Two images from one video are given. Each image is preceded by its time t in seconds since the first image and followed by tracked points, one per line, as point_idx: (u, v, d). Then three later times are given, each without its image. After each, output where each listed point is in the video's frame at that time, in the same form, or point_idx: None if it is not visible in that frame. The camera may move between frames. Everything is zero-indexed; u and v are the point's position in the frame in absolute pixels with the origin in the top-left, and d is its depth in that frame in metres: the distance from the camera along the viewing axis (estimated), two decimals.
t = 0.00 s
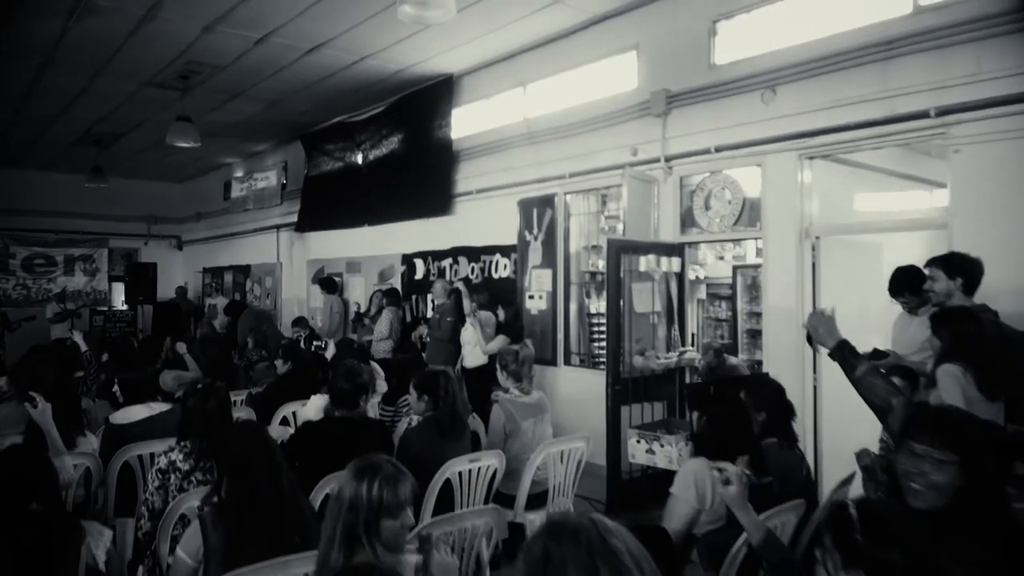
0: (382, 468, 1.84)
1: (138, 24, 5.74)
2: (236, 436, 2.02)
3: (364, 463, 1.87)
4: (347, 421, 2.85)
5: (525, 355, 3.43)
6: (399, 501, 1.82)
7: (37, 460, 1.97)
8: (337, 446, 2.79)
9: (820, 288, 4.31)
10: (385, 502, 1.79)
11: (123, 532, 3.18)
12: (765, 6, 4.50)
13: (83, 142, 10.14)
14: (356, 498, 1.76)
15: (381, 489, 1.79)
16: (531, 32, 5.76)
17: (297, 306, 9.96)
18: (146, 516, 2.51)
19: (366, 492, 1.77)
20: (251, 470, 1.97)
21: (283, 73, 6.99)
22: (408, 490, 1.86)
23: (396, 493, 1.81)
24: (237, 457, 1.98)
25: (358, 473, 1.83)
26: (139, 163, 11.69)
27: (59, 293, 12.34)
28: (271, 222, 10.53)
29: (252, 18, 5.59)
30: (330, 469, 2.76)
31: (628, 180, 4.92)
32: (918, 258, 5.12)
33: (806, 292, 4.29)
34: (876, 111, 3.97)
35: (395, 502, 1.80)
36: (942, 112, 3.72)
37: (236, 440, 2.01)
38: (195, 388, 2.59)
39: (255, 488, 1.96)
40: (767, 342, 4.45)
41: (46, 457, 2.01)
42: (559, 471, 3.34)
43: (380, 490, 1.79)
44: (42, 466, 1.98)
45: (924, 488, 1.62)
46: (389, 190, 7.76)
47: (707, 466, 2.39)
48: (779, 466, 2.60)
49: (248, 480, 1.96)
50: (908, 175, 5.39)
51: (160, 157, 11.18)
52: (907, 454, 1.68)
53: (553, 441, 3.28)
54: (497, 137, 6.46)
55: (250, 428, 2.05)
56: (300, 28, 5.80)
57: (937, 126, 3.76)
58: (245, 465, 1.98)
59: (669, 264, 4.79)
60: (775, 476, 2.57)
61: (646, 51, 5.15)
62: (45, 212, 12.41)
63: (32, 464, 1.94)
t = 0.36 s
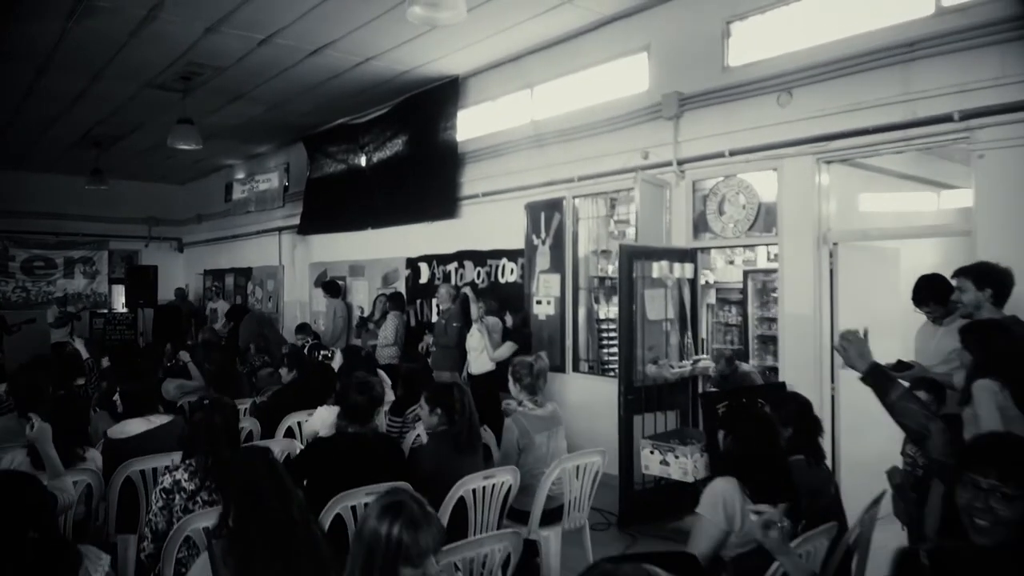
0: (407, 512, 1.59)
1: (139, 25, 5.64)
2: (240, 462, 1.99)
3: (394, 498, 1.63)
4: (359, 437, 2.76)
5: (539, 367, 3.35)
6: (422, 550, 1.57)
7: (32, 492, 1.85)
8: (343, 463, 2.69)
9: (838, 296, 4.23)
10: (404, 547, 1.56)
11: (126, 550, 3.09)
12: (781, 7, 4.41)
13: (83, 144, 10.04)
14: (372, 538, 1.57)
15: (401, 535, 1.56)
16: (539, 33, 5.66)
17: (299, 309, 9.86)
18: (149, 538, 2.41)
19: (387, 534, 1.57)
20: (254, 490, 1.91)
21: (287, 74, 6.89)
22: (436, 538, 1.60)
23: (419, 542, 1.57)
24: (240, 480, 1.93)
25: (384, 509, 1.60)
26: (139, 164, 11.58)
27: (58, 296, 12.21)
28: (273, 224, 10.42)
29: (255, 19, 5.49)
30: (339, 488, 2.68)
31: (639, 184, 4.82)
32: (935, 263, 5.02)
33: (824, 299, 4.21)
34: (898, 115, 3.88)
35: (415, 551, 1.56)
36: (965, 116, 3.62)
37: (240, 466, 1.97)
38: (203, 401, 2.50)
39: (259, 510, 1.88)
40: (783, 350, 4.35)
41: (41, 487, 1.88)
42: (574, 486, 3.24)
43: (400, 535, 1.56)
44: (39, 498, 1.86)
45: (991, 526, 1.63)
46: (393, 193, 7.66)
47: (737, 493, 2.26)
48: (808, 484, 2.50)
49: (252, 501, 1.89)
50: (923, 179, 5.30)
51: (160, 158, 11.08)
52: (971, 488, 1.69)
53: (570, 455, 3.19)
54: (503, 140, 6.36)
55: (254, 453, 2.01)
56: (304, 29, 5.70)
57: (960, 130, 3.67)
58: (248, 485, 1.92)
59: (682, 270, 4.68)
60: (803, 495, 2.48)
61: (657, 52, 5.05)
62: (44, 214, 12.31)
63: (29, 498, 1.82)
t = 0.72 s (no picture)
0: (454, 546, 1.44)
1: (142, 23, 5.56)
2: (250, 481, 1.86)
3: (440, 530, 1.48)
4: (374, 444, 2.69)
5: (556, 374, 3.27)
6: None
7: (37, 501, 1.77)
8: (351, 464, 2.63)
9: (856, 299, 4.16)
10: None
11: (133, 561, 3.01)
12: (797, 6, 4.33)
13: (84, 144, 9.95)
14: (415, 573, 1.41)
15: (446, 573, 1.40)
16: (548, 32, 5.58)
17: (302, 311, 9.78)
18: (159, 551, 2.33)
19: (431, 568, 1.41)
20: (270, 512, 1.79)
21: (291, 74, 6.81)
22: None
23: None
24: (253, 502, 1.81)
25: (431, 541, 1.45)
26: (140, 165, 11.50)
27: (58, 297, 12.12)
28: (275, 225, 10.34)
29: (261, 18, 5.41)
30: (353, 496, 2.61)
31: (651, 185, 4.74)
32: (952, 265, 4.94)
33: (841, 302, 4.13)
34: (919, 115, 3.80)
35: None
36: (989, 116, 3.55)
37: (250, 485, 1.84)
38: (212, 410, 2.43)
39: (278, 533, 1.77)
40: (800, 353, 4.28)
41: (48, 495, 1.81)
42: (591, 495, 3.16)
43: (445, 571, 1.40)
44: (45, 507, 1.78)
45: None
46: (398, 194, 7.58)
47: (768, 499, 2.19)
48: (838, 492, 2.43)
49: (269, 523, 1.78)
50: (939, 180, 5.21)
51: (162, 159, 11.00)
52: None
53: (588, 463, 3.12)
54: (510, 140, 6.28)
55: (264, 470, 1.89)
56: (310, 28, 5.62)
57: (983, 130, 3.59)
58: (263, 506, 1.80)
59: (695, 273, 4.60)
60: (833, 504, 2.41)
61: (669, 51, 4.97)
62: (44, 215, 12.22)
63: (33, 508, 1.75)
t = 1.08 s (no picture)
0: (491, 536, 1.50)
1: (149, 21, 5.52)
2: (277, 487, 1.78)
3: (480, 523, 1.55)
4: (395, 445, 2.66)
5: (574, 374, 3.25)
6: None
7: (59, 502, 1.75)
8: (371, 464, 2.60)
9: (871, 298, 4.13)
10: None
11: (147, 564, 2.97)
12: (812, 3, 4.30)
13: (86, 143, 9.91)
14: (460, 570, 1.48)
15: (483, 564, 1.47)
16: (557, 31, 5.55)
17: (306, 311, 9.74)
18: (178, 556, 2.29)
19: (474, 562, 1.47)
20: (303, 520, 1.74)
21: (297, 72, 6.78)
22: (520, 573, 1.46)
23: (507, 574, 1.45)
24: (284, 510, 1.75)
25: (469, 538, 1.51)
26: (142, 164, 11.45)
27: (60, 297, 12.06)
28: (279, 225, 10.30)
29: (269, 15, 5.37)
30: (373, 497, 2.58)
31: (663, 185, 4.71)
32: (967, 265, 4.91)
33: (856, 302, 4.11)
34: (939, 112, 3.76)
35: None
36: (1008, 113, 3.52)
37: (279, 492, 1.76)
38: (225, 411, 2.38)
39: (312, 542, 1.72)
40: (815, 354, 4.25)
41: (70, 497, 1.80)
42: (610, 497, 3.14)
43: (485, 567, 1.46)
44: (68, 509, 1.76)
45: None
46: (404, 194, 7.54)
47: (798, 499, 2.20)
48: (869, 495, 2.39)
49: (304, 533, 1.73)
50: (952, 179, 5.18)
51: (164, 158, 10.96)
52: None
53: (606, 465, 3.10)
54: (519, 139, 6.24)
55: (290, 475, 1.81)
56: (318, 26, 5.59)
57: (1003, 128, 3.56)
58: (295, 516, 1.74)
59: (708, 273, 4.56)
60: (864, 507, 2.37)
61: (681, 49, 4.94)
62: (46, 214, 12.17)
63: (54, 515, 1.72)
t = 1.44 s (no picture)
0: (551, 536, 1.40)
1: (161, 22, 5.50)
2: (318, 488, 1.80)
3: (536, 523, 1.44)
4: (424, 445, 2.71)
5: (597, 376, 3.27)
6: None
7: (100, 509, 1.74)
8: (404, 462, 2.65)
9: (890, 299, 4.13)
10: None
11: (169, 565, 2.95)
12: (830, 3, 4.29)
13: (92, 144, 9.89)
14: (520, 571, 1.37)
15: (547, 564, 1.36)
16: (570, 31, 5.54)
17: (313, 313, 9.72)
18: (209, 560, 2.26)
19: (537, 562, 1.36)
20: (344, 519, 1.75)
21: (307, 73, 6.76)
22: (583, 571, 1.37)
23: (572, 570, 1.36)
24: (327, 511, 1.76)
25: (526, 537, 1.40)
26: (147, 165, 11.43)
27: (65, 299, 11.98)
28: (286, 226, 10.28)
29: (282, 16, 5.35)
30: (409, 498, 2.64)
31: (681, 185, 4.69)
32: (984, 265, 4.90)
33: (876, 303, 4.10)
34: (968, 112, 3.72)
35: None
36: None
37: (321, 493, 1.78)
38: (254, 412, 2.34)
39: (354, 542, 1.73)
40: (833, 355, 4.24)
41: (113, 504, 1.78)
42: (636, 499, 3.13)
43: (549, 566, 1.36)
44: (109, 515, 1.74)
45: None
46: (414, 195, 7.53)
47: (835, 498, 2.22)
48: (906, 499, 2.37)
49: (346, 532, 1.73)
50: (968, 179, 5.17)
51: (170, 159, 10.94)
52: None
53: (630, 466, 3.09)
54: (530, 140, 6.22)
55: (329, 476, 1.82)
56: (331, 27, 5.58)
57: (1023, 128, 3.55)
58: (337, 515, 1.75)
59: (725, 274, 4.54)
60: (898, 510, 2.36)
61: (696, 50, 4.93)
62: (51, 215, 12.15)
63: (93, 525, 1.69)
